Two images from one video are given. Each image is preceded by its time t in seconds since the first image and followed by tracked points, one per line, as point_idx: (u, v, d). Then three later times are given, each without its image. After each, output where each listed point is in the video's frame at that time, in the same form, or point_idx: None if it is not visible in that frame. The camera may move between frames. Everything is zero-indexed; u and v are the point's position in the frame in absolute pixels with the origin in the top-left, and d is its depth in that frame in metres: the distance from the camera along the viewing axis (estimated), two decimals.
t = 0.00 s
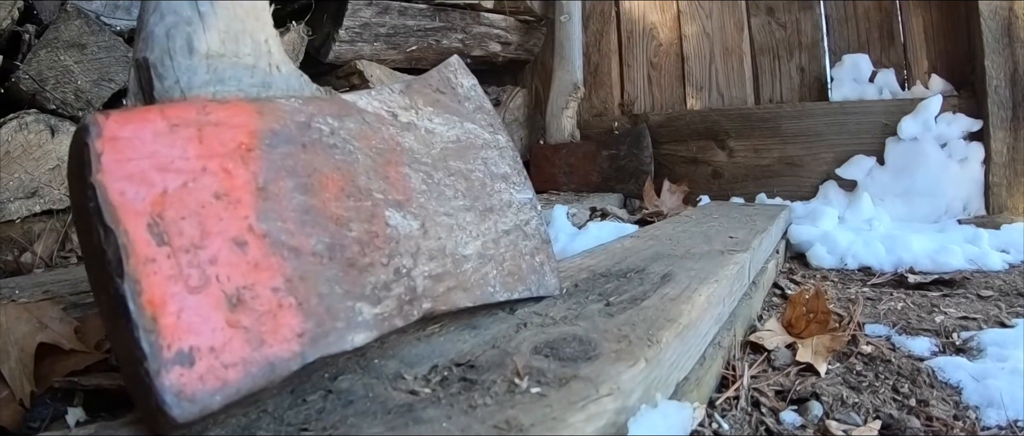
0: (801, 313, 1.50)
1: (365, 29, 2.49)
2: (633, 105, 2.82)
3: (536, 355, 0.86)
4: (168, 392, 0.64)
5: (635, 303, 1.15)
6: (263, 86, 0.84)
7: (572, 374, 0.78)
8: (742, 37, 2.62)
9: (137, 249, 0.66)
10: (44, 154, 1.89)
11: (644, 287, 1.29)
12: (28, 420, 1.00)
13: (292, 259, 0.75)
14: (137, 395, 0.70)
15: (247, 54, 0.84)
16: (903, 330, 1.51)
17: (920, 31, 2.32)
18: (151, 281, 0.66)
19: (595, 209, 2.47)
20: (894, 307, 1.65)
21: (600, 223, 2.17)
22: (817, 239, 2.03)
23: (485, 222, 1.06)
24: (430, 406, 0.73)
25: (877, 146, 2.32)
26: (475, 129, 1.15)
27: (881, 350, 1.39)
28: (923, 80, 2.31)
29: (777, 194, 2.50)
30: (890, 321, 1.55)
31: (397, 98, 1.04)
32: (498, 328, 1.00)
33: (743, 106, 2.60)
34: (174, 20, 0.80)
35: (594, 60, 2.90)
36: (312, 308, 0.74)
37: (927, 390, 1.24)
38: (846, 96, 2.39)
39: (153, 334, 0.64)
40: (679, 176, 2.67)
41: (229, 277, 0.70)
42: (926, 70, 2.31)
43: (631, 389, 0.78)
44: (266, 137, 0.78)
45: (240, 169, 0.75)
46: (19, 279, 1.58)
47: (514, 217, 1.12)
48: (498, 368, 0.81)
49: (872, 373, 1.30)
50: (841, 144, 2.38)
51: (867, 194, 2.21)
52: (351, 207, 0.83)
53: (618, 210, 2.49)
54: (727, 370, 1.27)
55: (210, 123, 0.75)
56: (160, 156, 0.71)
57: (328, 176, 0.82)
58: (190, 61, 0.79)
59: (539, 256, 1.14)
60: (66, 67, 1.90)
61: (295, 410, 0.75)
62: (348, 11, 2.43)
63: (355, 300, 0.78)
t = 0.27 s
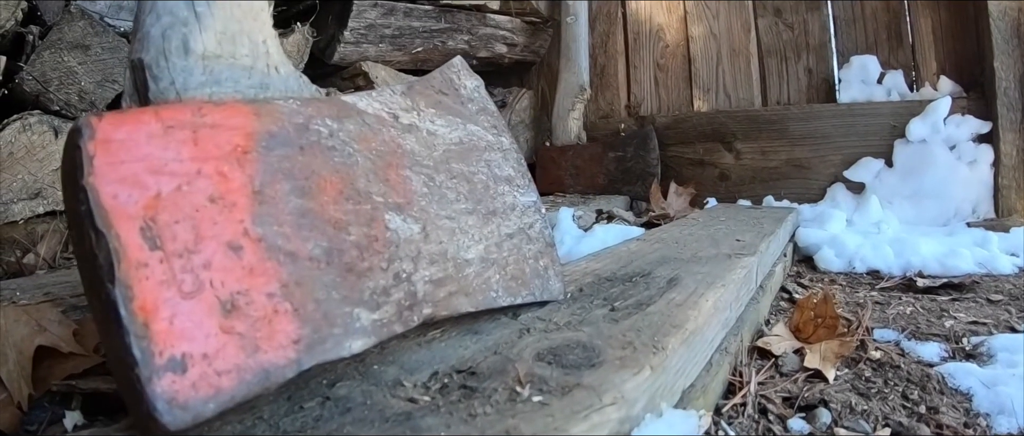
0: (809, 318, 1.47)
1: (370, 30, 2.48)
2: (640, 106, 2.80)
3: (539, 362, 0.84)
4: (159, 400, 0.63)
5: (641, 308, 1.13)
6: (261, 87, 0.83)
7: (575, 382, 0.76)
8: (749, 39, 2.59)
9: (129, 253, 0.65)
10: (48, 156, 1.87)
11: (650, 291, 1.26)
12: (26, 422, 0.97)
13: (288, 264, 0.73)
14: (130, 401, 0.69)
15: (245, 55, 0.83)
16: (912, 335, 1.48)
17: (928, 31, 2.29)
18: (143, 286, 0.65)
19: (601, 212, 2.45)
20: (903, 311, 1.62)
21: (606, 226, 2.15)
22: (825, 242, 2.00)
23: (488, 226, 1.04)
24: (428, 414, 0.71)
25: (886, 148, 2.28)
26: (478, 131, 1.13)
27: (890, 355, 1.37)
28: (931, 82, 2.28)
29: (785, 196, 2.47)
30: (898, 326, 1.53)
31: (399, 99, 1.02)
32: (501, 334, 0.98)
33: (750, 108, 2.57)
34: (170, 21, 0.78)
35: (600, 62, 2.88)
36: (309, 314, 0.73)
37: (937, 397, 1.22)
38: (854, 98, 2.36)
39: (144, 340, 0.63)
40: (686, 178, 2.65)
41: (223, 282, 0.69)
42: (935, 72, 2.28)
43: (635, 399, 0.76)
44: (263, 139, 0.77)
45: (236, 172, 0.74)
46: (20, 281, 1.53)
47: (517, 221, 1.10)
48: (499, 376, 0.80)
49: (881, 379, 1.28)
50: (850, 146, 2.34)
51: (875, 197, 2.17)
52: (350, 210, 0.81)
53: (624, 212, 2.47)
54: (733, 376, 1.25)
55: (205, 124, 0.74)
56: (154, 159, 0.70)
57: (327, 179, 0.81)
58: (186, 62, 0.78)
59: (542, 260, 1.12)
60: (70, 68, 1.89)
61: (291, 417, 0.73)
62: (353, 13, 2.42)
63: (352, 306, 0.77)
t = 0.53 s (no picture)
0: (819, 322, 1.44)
1: (376, 31, 2.47)
2: (647, 108, 2.77)
3: (543, 369, 0.81)
4: (150, 406, 0.61)
5: (648, 313, 1.10)
6: (258, 86, 0.82)
7: (580, 389, 0.74)
8: (757, 40, 2.56)
9: (119, 255, 0.63)
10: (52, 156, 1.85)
11: (657, 296, 1.24)
12: (22, 424, 0.94)
13: (284, 267, 0.72)
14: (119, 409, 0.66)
15: (241, 53, 0.82)
16: (923, 339, 1.45)
17: (938, 32, 2.25)
18: (133, 289, 0.63)
19: (608, 214, 2.42)
20: (914, 315, 1.59)
21: (613, 228, 2.12)
22: (835, 245, 1.96)
23: (492, 228, 1.02)
24: (428, 423, 0.69)
25: (896, 149, 2.23)
26: (482, 132, 1.10)
27: (901, 360, 1.33)
28: (941, 83, 2.24)
29: (793, 198, 2.43)
30: (910, 330, 1.49)
31: (401, 99, 1.00)
32: (505, 339, 0.95)
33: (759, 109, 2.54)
34: (165, 18, 0.78)
35: (607, 63, 2.86)
36: (305, 319, 0.71)
37: (949, 403, 1.18)
38: (863, 99, 2.32)
39: (134, 345, 0.61)
40: (694, 180, 2.62)
41: (216, 285, 0.67)
42: (945, 73, 2.24)
43: (642, 408, 0.73)
44: (259, 139, 0.76)
45: (230, 173, 0.72)
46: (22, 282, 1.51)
47: (522, 223, 1.08)
48: (502, 382, 0.77)
49: (892, 385, 1.24)
50: (859, 148, 2.30)
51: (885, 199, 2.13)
52: (348, 212, 0.80)
53: (632, 215, 2.44)
54: (742, 381, 1.22)
55: (199, 124, 0.73)
56: (146, 159, 0.69)
57: (325, 180, 0.79)
58: (181, 60, 0.77)
59: (548, 263, 1.10)
60: (73, 69, 1.88)
61: (287, 425, 0.71)
62: (359, 13, 2.41)
63: (350, 310, 0.75)
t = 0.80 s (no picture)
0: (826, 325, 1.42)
1: (383, 32, 2.47)
2: (655, 110, 2.76)
3: (546, 370, 0.80)
4: (147, 406, 0.61)
5: (653, 315, 1.09)
6: (259, 84, 0.82)
7: (583, 392, 0.73)
8: (765, 41, 2.54)
9: (117, 254, 0.64)
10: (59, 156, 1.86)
11: (662, 298, 1.22)
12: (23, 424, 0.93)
13: (282, 267, 0.72)
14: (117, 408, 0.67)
15: (242, 51, 0.82)
16: (932, 342, 1.43)
17: (947, 32, 2.23)
18: (131, 288, 0.63)
19: (615, 215, 2.41)
20: (923, 318, 1.57)
21: (619, 230, 2.11)
22: (843, 247, 1.94)
23: (496, 229, 1.01)
24: (427, 425, 0.68)
25: (905, 151, 2.21)
26: (486, 132, 1.10)
27: (910, 363, 1.32)
28: (950, 84, 2.22)
29: (801, 200, 2.41)
30: (918, 333, 1.48)
31: (404, 99, 0.99)
32: (508, 341, 0.94)
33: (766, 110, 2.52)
34: (166, 16, 0.79)
35: (615, 65, 2.85)
36: (304, 319, 0.71)
37: (958, 407, 1.17)
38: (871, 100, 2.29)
39: (131, 344, 0.62)
40: (701, 182, 2.60)
41: (214, 285, 0.67)
42: (954, 73, 2.21)
43: (646, 412, 0.72)
44: (259, 138, 0.76)
45: (230, 172, 0.72)
46: (27, 282, 1.51)
47: (526, 223, 1.07)
48: (504, 384, 0.76)
49: (901, 389, 1.22)
50: (868, 149, 2.27)
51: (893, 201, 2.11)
52: (349, 211, 0.79)
53: (639, 216, 2.43)
54: (748, 384, 1.20)
55: (199, 123, 0.73)
56: (146, 158, 0.69)
57: (326, 180, 0.79)
58: (181, 59, 0.78)
59: (552, 264, 1.09)
60: (80, 69, 1.88)
61: (286, 425, 0.71)
62: (365, 14, 2.41)
63: (350, 311, 0.75)
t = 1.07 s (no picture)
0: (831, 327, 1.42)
1: (388, 33, 2.47)
2: (661, 110, 2.75)
3: (545, 370, 0.80)
4: (141, 401, 0.63)
5: (655, 316, 1.09)
6: (259, 83, 0.82)
7: (580, 392, 0.72)
8: (772, 41, 2.53)
9: (114, 251, 0.65)
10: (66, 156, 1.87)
11: (665, 298, 1.22)
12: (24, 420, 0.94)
13: (279, 265, 0.72)
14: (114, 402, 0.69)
15: (242, 50, 0.82)
16: (938, 345, 1.41)
17: (954, 32, 2.22)
18: (127, 285, 0.64)
19: (621, 216, 2.40)
20: (929, 320, 1.56)
21: (625, 230, 2.10)
22: (849, 248, 1.92)
23: (496, 229, 1.01)
24: (423, 424, 0.67)
25: (912, 152, 2.20)
26: (488, 131, 1.09)
27: (915, 366, 1.31)
28: (958, 84, 2.20)
29: (808, 202, 2.39)
30: (924, 335, 1.46)
31: (405, 98, 0.99)
32: (508, 341, 0.94)
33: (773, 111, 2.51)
34: (166, 16, 0.79)
35: (621, 66, 2.84)
36: (300, 318, 0.71)
37: (964, 410, 1.16)
38: (879, 101, 2.27)
39: (126, 340, 0.63)
40: (707, 183, 2.59)
41: (211, 282, 0.68)
42: (961, 74, 2.20)
43: (644, 413, 0.71)
44: (258, 136, 0.76)
45: (228, 170, 0.72)
46: (33, 280, 1.52)
47: (528, 223, 1.07)
48: (501, 384, 0.76)
49: (905, 392, 1.21)
50: (875, 150, 2.26)
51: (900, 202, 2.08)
52: (347, 210, 0.79)
53: (644, 217, 2.42)
54: (751, 386, 1.19)
55: (198, 121, 0.73)
56: (144, 156, 0.69)
57: (325, 178, 0.79)
58: (181, 58, 0.78)
59: (554, 264, 1.08)
60: (86, 70, 1.89)
61: (281, 423, 0.71)
62: (371, 15, 2.41)
63: (347, 310, 0.75)
